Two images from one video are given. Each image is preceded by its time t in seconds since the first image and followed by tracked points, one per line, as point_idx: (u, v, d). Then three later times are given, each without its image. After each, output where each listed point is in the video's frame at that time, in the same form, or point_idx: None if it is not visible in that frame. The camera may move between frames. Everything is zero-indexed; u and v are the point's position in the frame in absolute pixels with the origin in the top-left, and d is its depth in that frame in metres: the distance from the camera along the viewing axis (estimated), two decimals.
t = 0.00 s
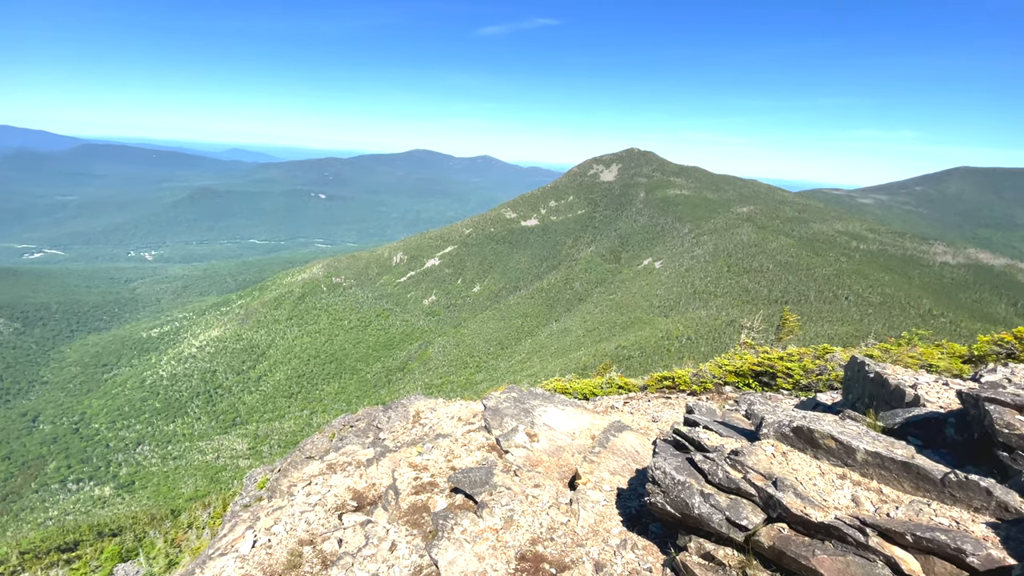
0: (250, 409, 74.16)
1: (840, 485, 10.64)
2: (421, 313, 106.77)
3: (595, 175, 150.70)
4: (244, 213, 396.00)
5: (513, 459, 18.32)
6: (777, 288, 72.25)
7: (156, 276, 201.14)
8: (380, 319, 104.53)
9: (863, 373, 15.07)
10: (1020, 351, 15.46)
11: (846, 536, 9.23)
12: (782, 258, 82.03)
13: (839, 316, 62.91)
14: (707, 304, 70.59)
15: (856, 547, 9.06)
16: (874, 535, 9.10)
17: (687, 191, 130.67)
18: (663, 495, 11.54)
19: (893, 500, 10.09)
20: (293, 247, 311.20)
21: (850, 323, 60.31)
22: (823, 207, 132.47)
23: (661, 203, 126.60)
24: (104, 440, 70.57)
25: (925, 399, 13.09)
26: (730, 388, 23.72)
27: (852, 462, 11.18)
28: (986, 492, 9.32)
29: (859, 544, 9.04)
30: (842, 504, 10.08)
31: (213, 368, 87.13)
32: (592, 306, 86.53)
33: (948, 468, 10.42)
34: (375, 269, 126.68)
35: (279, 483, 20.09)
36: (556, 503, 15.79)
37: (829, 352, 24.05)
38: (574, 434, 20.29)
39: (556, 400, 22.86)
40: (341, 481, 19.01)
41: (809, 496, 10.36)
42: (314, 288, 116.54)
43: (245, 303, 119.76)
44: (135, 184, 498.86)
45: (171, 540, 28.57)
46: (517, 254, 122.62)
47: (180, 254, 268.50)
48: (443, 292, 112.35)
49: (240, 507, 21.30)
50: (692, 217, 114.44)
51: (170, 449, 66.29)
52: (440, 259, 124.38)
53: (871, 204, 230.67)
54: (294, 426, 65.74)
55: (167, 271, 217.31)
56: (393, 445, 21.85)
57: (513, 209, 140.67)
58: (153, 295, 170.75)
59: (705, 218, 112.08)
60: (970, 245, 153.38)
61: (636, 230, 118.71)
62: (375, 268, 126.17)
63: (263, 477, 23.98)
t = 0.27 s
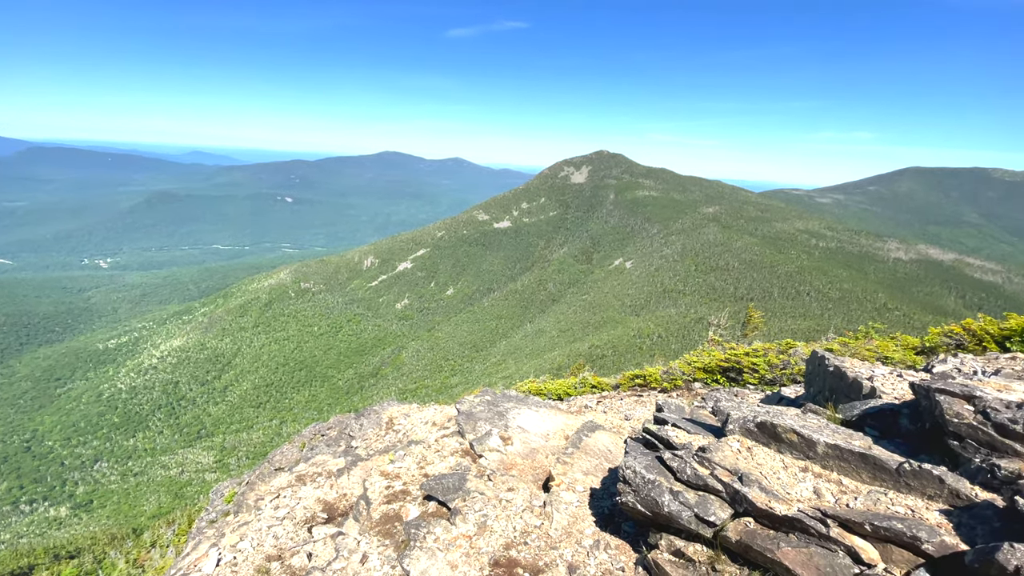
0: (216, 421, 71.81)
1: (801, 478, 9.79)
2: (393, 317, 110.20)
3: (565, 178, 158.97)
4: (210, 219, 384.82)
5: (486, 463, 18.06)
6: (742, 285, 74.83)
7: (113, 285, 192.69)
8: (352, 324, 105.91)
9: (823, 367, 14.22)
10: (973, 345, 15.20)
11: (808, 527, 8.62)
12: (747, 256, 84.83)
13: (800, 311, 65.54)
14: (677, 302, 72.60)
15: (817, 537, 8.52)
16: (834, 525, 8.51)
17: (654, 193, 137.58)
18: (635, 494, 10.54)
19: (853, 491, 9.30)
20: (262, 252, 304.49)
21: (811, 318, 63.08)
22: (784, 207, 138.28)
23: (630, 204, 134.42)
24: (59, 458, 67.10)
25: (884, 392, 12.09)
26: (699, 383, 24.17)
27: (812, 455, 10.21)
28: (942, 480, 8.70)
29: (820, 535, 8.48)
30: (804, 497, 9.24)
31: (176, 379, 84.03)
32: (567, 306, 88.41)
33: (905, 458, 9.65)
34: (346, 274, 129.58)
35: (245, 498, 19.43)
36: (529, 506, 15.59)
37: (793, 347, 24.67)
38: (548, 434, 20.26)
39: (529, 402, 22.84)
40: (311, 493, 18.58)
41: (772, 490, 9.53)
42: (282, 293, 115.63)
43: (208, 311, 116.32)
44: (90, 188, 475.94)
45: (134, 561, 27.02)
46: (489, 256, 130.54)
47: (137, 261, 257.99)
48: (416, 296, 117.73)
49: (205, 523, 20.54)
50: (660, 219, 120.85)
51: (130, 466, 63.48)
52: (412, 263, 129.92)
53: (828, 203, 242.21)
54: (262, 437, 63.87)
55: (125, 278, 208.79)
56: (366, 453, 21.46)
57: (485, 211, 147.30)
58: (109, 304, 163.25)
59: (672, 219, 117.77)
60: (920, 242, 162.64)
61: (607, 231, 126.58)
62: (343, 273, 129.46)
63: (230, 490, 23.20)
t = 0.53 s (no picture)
0: (176, 437, 68.63)
1: (762, 475, 8.81)
2: (362, 323, 108.54)
3: (535, 182, 160.81)
4: (170, 227, 369.80)
5: (456, 472, 17.64)
6: (707, 286, 77.21)
7: (61, 297, 182.15)
8: (319, 332, 103.69)
9: (779, 364, 12.36)
10: (922, 339, 13.03)
11: (771, 525, 7.71)
12: (710, 257, 87.50)
13: (762, 309, 67.99)
14: (645, 303, 74.35)
15: (778, 534, 7.63)
16: (794, 521, 7.68)
17: (622, 196, 141.27)
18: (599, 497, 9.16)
19: (811, 486, 8.43)
20: (226, 259, 294.90)
21: (772, 316, 65.61)
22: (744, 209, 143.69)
23: (598, 208, 137.16)
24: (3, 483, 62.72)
25: (844, 390, 10.37)
26: (667, 383, 24.16)
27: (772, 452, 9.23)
28: (898, 472, 7.93)
29: (783, 533, 7.57)
30: (766, 494, 8.32)
31: (133, 395, 80.01)
32: (538, 309, 89.34)
33: (860, 453, 8.80)
34: (312, 280, 127.02)
35: (204, 517, 18.55)
36: (499, 514, 15.32)
37: (756, 345, 24.52)
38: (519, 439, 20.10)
39: (500, 407, 22.66)
40: (275, 510, 17.93)
41: (735, 487, 8.53)
42: (245, 302, 112.15)
43: (167, 322, 111.55)
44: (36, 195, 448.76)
45: None
46: (460, 260, 130.67)
47: (88, 272, 244.72)
48: (386, 302, 116.05)
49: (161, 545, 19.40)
50: (628, 222, 123.53)
51: (82, 487, 59.89)
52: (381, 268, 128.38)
53: (787, 205, 253.09)
54: (226, 451, 61.33)
55: (75, 290, 197.81)
56: (334, 465, 20.88)
57: (456, 216, 147.08)
58: (56, 318, 154.08)
59: (640, 222, 120.85)
60: (872, 241, 171.60)
61: (578, 234, 128.42)
62: (310, 279, 126.82)
63: (190, 509, 22.10)
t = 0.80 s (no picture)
0: (129, 457, 64.48)
1: (721, 477, 7.19)
2: (327, 333, 105.69)
3: (503, 188, 161.62)
4: (121, 236, 350.63)
5: (423, 485, 17.07)
6: (671, 289, 79.41)
7: None
8: (282, 343, 100.23)
9: (739, 364, 12.07)
10: (871, 338, 13.28)
11: (730, 527, 6.39)
12: (674, 261, 90.08)
13: (723, 310, 70.44)
14: (612, 306, 75.65)
15: (738, 536, 6.32)
16: (754, 521, 6.34)
17: (588, 202, 143.96)
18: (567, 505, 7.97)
19: (768, 487, 6.75)
20: (182, 269, 281.79)
21: (732, 317, 68.12)
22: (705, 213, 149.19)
23: (566, 213, 139.13)
24: None
25: (798, 387, 9.85)
26: (634, 385, 24.12)
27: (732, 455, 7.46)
28: (850, 469, 6.37)
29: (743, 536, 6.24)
30: (723, 496, 6.82)
31: (79, 414, 74.64)
32: (508, 315, 89.52)
33: (813, 452, 6.98)
34: (274, 289, 123.20)
35: (155, 542, 17.26)
36: (466, 527, 14.72)
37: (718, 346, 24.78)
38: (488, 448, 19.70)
39: (468, 416, 22.19)
40: (233, 531, 16.90)
41: (696, 490, 7.06)
42: (202, 314, 107.31)
43: (116, 336, 105.22)
44: None
45: None
46: (429, 266, 129.40)
47: (28, 285, 228.57)
48: (352, 310, 113.46)
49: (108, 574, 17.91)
50: (594, 227, 125.81)
51: (23, 515, 55.24)
52: (347, 276, 125.54)
53: (745, 210, 264.51)
54: (183, 470, 57.96)
55: (12, 304, 184.21)
56: (297, 482, 19.88)
57: (423, 222, 145.76)
58: None
59: (607, 226, 123.30)
60: (823, 244, 181.48)
61: (545, 240, 129.66)
62: (272, 288, 122.69)
63: (144, 532, 20.56)
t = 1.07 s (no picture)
0: (72, 480, 59.29)
1: (680, 484, 7.13)
2: (288, 344, 101.67)
3: (468, 195, 161.33)
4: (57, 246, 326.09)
5: (384, 503, 16.33)
6: (634, 293, 81.28)
7: None
8: (239, 355, 95.67)
9: (697, 368, 12.20)
10: (821, 339, 13.81)
11: (689, 536, 6.30)
12: (637, 266, 92.34)
13: (684, 313, 72.77)
14: (579, 311, 76.59)
15: (697, 545, 6.24)
16: (712, 530, 6.28)
17: (553, 208, 145.86)
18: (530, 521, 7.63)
19: (727, 493, 6.73)
20: (127, 280, 264.48)
21: (693, 320, 70.40)
22: (665, 220, 154.14)
23: (531, 220, 140.34)
24: None
25: (752, 391, 10.00)
26: (599, 391, 24.13)
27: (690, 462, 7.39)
28: (803, 473, 6.37)
29: (701, 544, 6.16)
30: (683, 504, 6.75)
31: (15, 438, 68.68)
32: (475, 322, 88.93)
33: (769, 456, 7.00)
34: (230, 300, 117.89)
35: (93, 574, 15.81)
36: (428, 545, 13.98)
37: (678, 350, 25.18)
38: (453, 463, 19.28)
39: (433, 428, 21.45)
40: (180, 560, 15.63)
41: (654, 499, 6.95)
42: (152, 327, 101.19)
43: (53, 352, 97.35)
44: None
45: None
46: (394, 274, 127.05)
47: None
48: (314, 320, 109.68)
49: None
50: (559, 234, 127.41)
51: None
52: (308, 285, 121.40)
53: (703, 217, 275.05)
54: (132, 493, 53.84)
55: None
56: (252, 503, 18.60)
57: (388, 229, 143.15)
58: None
59: (571, 233, 125.14)
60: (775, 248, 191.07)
61: (512, 246, 130.12)
62: (228, 299, 117.23)
63: (87, 561, 18.58)
